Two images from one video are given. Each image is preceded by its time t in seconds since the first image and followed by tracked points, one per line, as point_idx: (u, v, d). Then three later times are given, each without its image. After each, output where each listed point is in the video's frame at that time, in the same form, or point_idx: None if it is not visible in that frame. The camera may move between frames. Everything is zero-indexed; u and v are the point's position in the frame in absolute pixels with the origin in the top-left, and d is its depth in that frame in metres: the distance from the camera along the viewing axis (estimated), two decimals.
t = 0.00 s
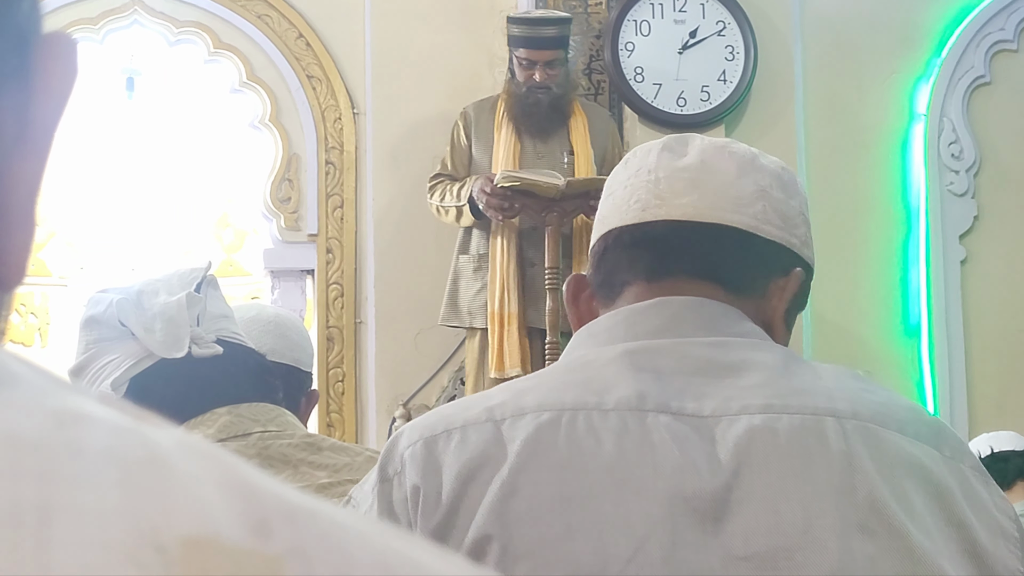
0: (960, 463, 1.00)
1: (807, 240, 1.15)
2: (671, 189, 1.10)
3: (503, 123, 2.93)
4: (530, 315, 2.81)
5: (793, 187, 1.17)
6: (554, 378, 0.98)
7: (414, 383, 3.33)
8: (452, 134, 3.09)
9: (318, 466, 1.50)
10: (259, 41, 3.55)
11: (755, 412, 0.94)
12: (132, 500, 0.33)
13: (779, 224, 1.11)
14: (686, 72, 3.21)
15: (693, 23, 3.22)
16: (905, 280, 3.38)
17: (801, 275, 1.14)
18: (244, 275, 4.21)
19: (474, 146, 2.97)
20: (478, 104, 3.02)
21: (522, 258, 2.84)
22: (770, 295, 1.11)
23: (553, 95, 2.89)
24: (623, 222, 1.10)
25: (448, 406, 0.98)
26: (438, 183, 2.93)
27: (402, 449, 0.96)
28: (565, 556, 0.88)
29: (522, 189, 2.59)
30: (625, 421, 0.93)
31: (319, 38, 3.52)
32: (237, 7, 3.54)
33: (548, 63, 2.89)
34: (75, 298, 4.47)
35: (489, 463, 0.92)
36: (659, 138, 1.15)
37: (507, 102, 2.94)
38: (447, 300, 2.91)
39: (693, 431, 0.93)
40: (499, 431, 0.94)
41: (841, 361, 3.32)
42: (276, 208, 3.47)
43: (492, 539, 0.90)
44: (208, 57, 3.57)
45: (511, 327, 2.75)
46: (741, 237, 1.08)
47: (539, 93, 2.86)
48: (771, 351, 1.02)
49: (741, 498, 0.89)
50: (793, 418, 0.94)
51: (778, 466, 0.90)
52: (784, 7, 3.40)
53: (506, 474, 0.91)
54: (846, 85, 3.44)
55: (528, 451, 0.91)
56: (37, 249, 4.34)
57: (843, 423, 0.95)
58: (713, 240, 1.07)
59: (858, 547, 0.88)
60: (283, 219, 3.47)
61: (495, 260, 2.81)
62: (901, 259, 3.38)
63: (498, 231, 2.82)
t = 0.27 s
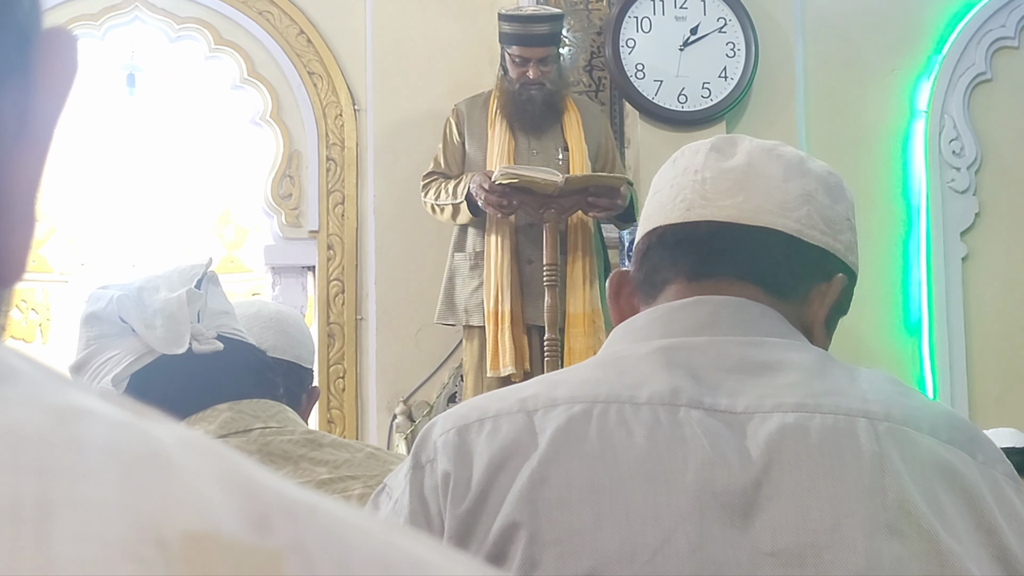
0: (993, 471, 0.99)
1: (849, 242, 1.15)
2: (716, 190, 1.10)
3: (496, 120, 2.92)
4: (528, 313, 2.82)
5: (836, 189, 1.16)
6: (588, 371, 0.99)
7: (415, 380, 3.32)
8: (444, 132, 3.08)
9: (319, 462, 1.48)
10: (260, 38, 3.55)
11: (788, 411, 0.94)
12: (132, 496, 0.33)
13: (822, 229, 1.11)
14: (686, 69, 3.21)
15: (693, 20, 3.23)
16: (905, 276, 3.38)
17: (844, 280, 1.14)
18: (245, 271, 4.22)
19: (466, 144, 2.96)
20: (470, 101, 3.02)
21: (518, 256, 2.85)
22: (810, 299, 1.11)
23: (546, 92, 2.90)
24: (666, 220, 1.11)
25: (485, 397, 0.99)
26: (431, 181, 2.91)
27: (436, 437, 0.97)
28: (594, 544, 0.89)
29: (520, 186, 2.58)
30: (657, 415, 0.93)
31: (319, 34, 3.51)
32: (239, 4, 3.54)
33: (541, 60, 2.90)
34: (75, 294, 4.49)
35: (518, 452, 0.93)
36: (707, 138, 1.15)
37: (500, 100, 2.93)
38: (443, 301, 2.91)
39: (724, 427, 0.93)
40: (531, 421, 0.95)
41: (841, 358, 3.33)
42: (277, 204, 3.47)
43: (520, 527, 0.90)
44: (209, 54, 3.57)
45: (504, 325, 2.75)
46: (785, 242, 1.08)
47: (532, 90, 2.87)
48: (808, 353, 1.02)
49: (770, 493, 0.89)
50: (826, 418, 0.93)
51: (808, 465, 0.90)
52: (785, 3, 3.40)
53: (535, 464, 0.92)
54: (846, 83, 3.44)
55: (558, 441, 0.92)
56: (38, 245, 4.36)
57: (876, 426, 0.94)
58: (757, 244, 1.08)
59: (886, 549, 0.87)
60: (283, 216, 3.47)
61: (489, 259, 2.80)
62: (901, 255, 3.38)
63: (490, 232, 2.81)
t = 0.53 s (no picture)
0: (998, 468, 0.98)
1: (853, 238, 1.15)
2: (719, 187, 1.10)
3: (492, 118, 2.92)
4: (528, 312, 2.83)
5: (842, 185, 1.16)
6: (592, 368, 0.99)
7: (415, 377, 3.32)
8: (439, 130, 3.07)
9: (317, 459, 1.50)
10: (259, 35, 3.54)
11: (791, 408, 0.94)
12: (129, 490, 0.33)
13: (825, 224, 1.11)
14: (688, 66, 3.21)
15: (693, 18, 3.23)
16: (906, 274, 3.37)
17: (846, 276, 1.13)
18: (246, 269, 4.22)
19: (463, 141, 2.95)
20: (465, 99, 3.02)
21: (517, 254, 2.85)
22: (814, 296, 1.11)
23: (542, 90, 2.89)
24: (669, 218, 1.11)
25: (488, 393, 0.99)
26: (428, 179, 2.90)
27: (438, 433, 0.97)
28: (599, 540, 0.89)
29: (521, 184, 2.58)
30: (659, 413, 0.93)
31: (320, 32, 3.51)
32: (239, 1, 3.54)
33: (537, 58, 2.89)
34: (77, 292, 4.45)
35: (521, 450, 0.93)
36: (709, 133, 1.14)
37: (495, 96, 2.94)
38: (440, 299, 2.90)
39: (727, 424, 0.93)
40: (533, 419, 0.95)
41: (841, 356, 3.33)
42: (277, 201, 3.47)
43: (523, 523, 0.90)
44: (209, 51, 3.57)
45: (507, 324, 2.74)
46: (790, 239, 1.08)
47: (528, 89, 2.87)
48: (813, 350, 1.01)
49: (772, 490, 0.89)
50: (829, 416, 0.93)
51: (810, 461, 0.90)
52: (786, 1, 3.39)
53: (538, 459, 0.91)
54: (847, 81, 3.43)
55: (560, 438, 0.92)
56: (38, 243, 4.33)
57: (879, 422, 0.94)
58: (761, 242, 1.07)
59: (888, 545, 0.87)
60: (284, 213, 3.47)
61: (489, 257, 2.81)
62: (902, 253, 3.38)
63: (490, 228, 2.82)
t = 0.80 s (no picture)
0: (962, 460, 0.99)
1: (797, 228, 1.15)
2: (656, 195, 1.08)
3: (488, 125, 2.93)
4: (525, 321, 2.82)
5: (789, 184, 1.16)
6: (554, 386, 0.98)
7: (412, 384, 3.32)
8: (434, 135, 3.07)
9: (314, 467, 1.48)
10: (257, 41, 3.54)
11: (755, 412, 0.93)
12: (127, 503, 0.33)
13: (768, 217, 1.10)
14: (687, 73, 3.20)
15: (692, 24, 3.22)
16: (904, 280, 3.37)
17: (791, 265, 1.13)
18: (243, 276, 4.20)
19: (458, 147, 2.95)
20: (460, 104, 3.00)
21: (514, 261, 2.84)
22: (764, 292, 1.10)
23: (538, 97, 2.92)
24: (608, 231, 1.09)
25: (448, 417, 0.99)
26: (423, 185, 2.90)
27: (402, 461, 0.97)
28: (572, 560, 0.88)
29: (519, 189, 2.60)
30: (624, 427, 0.93)
31: (318, 38, 3.51)
32: (236, 7, 3.54)
33: (534, 65, 2.89)
34: (74, 299, 4.44)
35: (489, 472, 0.92)
36: (637, 136, 1.12)
37: (491, 103, 2.95)
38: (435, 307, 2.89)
39: (694, 435, 0.92)
40: (497, 440, 0.94)
41: (840, 363, 3.33)
42: (274, 208, 3.48)
43: (496, 547, 0.90)
44: (207, 58, 3.57)
45: (504, 332, 2.75)
46: (736, 242, 1.07)
47: (524, 96, 2.90)
48: (770, 354, 1.02)
49: (742, 499, 0.89)
50: (793, 418, 0.93)
51: (778, 466, 0.90)
52: (784, 7, 3.43)
53: (506, 482, 0.91)
54: (845, 87, 3.44)
55: (527, 458, 0.92)
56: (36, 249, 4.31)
57: (844, 422, 0.94)
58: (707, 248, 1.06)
59: (861, 546, 0.88)
60: (282, 220, 3.47)
61: (485, 265, 2.80)
62: (900, 260, 3.38)
63: (485, 237, 2.81)
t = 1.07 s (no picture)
0: (916, 468, 1.00)
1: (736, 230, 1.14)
2: (590, 227, 1.05)
3: (486, 139, 2.93)
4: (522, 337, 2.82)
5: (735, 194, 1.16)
6: (510, 413, 0.97)
7: (411, 398, 3.32)
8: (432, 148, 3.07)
9: (313, 484, 1.49)
10: (257, 56, 3.55)
11: (711, 430, 0.93)
12: (126, 536, 0.32)
13: (705, 228, 1.08)
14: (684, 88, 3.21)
15: (691, 40, 3.23)
16: (903, 295, 3.38)
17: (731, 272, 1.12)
18: (242, 291, 4.19)
19: (457, 162, 2.96)
20: (459, 118, 3.02)
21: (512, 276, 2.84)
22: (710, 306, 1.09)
23: (535, 112, 2.89)
24: (549, 267, 1.07)
25: (404, 450, 0.98)
26: (422, 200, 2.91)
27: (361, 495, 0.96)
28: None
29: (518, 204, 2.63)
30: (581, 451, 0.92)
31: (318, 54, 3.53)
32: (237, 21, 3.54)
33: (532, 80, 2.89)
34: (74, 313, 4.41)
35: (450, 502, 0.92)
36: (565, 164, 1.09)
37: (490, 117, 2.96)
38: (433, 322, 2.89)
39: (652, 457, 0.92)
40: (456, 470, 0.94)
41: (839, 378, 3.33)
42: (274, 222, 3.46)
43: None
44: (207, 72, 3.57)
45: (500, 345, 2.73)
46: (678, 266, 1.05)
47: (522, 111, 2.87)
48: (723, 372, 1.02)
49: (703, 518, 0.89)
50: (750, 434, 0.93)
51: (737, 483, 0.90)
52: (784, 24, 3.40)
53: (466, 513, 0.90)
54: (844, 103, 3.46)
55: (486, 487, 0.91)
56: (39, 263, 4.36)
57: (800, 436, 0.94)
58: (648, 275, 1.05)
59: (822, 560, 0.89)
60: (281, 234, 3.46)
61: (483, 278, 2.80)
62: (898, 275, 3.39)
63: (484, 247, 2.80)
